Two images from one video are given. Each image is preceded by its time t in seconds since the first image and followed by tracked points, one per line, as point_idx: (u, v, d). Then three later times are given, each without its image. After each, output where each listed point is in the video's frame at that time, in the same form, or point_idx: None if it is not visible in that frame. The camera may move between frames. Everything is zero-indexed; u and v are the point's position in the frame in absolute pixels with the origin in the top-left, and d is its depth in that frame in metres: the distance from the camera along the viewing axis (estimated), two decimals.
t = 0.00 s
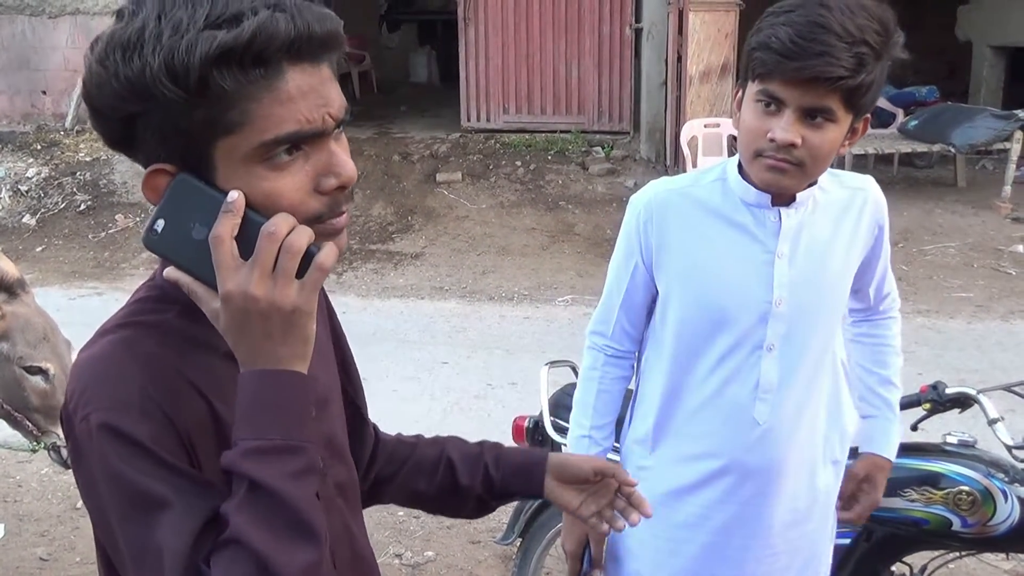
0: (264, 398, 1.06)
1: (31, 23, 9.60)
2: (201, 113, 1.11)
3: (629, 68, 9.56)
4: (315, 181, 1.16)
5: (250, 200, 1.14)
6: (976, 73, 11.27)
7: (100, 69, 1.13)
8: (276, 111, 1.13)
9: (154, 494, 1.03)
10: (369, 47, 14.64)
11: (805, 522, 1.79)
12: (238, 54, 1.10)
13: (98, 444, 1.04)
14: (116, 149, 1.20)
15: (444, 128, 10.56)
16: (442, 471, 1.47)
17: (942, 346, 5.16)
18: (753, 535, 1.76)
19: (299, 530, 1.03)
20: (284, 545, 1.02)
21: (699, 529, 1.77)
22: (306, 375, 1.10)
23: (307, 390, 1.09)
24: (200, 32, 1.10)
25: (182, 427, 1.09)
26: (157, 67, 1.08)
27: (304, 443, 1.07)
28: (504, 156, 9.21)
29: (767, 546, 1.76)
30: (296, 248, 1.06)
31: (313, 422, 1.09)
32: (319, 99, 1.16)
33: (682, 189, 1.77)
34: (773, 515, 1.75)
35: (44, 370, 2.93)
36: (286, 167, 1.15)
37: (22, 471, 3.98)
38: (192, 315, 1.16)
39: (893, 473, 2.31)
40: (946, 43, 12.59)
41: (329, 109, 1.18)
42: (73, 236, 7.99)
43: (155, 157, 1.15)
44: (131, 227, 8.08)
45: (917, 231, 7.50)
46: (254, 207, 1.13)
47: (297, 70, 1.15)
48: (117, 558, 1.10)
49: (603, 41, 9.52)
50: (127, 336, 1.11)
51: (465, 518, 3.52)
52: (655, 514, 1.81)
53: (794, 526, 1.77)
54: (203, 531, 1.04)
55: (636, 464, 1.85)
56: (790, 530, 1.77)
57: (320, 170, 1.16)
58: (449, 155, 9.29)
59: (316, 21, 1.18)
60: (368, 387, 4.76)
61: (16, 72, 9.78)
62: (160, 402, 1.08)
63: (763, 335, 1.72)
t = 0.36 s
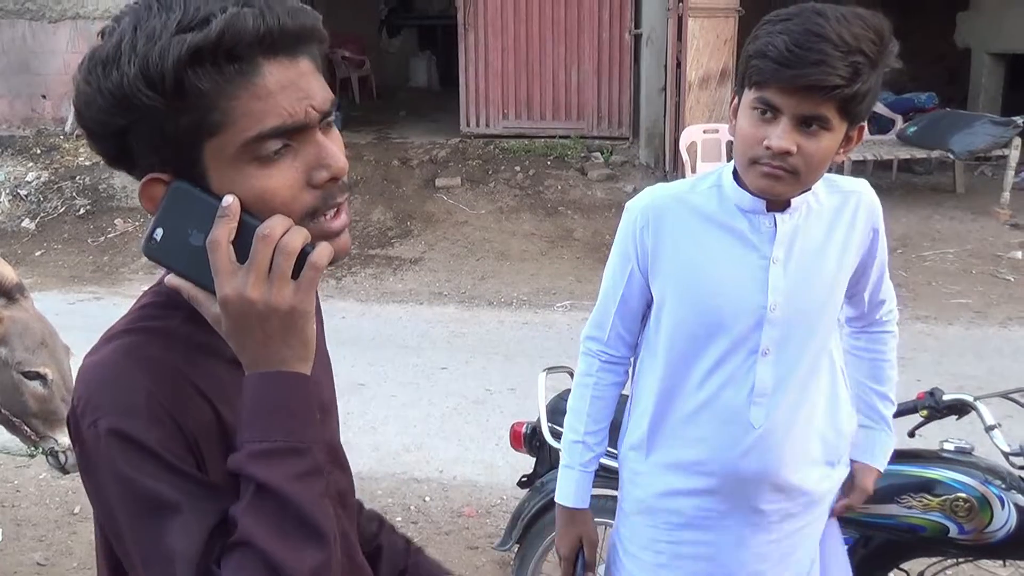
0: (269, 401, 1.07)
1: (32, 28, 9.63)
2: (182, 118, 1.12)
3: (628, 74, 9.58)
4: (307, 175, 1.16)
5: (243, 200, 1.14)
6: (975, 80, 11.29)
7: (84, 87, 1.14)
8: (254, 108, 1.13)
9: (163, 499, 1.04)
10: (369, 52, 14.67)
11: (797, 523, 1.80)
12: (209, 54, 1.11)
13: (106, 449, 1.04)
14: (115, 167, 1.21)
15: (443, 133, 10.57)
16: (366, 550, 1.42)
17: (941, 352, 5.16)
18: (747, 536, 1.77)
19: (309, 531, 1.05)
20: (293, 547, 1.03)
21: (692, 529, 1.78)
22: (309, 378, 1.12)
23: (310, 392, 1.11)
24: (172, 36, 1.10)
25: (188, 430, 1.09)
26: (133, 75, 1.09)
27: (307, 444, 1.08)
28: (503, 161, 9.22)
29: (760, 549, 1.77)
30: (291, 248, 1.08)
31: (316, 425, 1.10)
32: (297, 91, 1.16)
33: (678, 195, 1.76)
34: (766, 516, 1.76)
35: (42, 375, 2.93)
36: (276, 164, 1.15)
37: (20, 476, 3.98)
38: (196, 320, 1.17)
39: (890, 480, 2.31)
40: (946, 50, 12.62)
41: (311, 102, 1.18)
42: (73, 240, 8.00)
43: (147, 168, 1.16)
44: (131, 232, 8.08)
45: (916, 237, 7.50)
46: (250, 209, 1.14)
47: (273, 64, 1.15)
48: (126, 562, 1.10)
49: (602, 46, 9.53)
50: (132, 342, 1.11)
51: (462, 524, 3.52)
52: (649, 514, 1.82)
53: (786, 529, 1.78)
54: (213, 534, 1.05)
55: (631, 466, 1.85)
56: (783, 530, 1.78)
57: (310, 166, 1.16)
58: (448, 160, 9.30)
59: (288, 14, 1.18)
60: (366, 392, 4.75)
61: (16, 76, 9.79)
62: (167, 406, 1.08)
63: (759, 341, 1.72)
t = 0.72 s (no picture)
0: (269, 412, 1.08)
1: (33, 32, 9.66)
2: (193, 126, 1.12)
3: (628, 80, 9.60)
4: (312, 192, 1.16)
5: (246, 211, 1.14)
6: (975, 88, 11.32)
7: (95, 86, 1.14)
8: (266, 121, 1.13)
9: (160, 509, 1.04)
10: (370, 57, 14.71)
11: (787, 529, 1.80)
12: (226, 65, 1.11)
13: (101, 458, 1.04)
14: (116, 167, 1.21)
15: (443, 138, 10.59)
16: None
17: (940, 359, 5.16)
18: (736, 539, 1.77)
19: (306, 543, 1.05)
20: (293, 559, 1.04)
21: (681, 530, 1.78)
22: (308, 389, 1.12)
23: (308, 403, 1.11)
24: (190, 44, 1.10)
25: (183, 438, 1.09)
26: (148, 81, 1.09)
27: (307, 454, 1.08)
28: (503, 166, 9.24)
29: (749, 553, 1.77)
30: (291, 261, 1.08)
31: (314, 435, 1.10)
32: (310, 108, 1.16)
33: (677, 199, 1.77)
34: (755, 519, 1.76)
35: (40, 380, 2.93)
36: (283, 178, 1.15)
37: (17, 480, 3.98)
38: (190, 327, 1.16)
39: (888, 486, 2.31)
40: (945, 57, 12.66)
41: (323, 119, 1.18)
42: (72, 244, 8.00)
43: (152, 172, 1.16)
44: (130, 236, 8.08)
45: (916, 244, 7.50)
46: (253, 220, 1.14)
47: (288, 80, 1.15)
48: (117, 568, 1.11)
49: (602, 52, 9.56)
50: (127, 349, 1.11)
51: (460, 530, 3.51)
52: (640, 514, 1.82)
53: (775, 534, 1.79)
54: (212, 542, 1.06)
55: (624, 465, 1.85)
56: (772, 535, 1.78)
57: (317, 182, 1.16)
58: (448, 165, 9.31)
59: (307, 30, 1.18)
60: (364, 397, 4.75)
61: (17, 80, 9.80)
62: (163, 414, 1.08)
63: (754, 346, 1.72)
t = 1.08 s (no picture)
0: (252, 433, 1.09)
1: (31, 36, 9.67)
2: (237, 153, 1.11)
3: (627, 86, 9.60)
4: (323, 231, 1.16)
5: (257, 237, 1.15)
6: (972, 95, 11.34)
7: (134, 83, 1.10)
8: (305, 161, 1.13)
9: (127, 526, 1.04)
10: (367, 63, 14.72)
11: (787, 537, 1.79)
12: (282, 102, 1.10)
13: (70, 471, 1.03)
14: (119, 154, 1.18)
15: (441, 143, 10.59)
16: None
17: (938, 366, 5.16)
18: (733, 544, 1.76)
19: (278, 566, 1.07)
20: None
21: (677, 535, 1.78)
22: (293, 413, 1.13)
23: (292, 428, 1.12)
24: (251, 71, 1.09)
25: (154, 451, 1.09)
26: (201, 99, 1.07)
27: (288, 479, 1.10)
28: (500, 172, 9.24)
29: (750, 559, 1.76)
30: (297, 293, 1.11)
31: (294, 459, 1.12)
32: (346, 155, 1.17)
33: (671, 206, 1.77)
34: (753, 523, 1.75)
35: (36, 384, 2.91)
36: (303, 217, 1.15)
37: (13, 484, 3.96)
38: (163, 334, 1.16)
39: (886, 493, 2.31)
40: (942, 64, 12.68)
41: (353, 166, 1.18)
42: (69, 248, 7.99)
43: (165, 178, 1.14)
44: (127, 240, 8.08)
45: (913, 251, 7.51)
46: (262, 247, 1.14)
47: (334, 124, 1.15)
48: None
49: (600, 59, 9.57)
50: (99, 357, 1.10)
51: (458, 535, 3.51)
52: (636, 520, 1.82)
53: (776, 540, 1.78)
54: (178, 560, 1.06)
55: (621, 471, 1.86)
56: (771, 539, 1.77)
57: (329, 224, 1.16)
58: (446, 171, 9.31)
59: (361, 76, 1.18)
60: (361, 402, 4.74)
61: (15, 84, 9.80)
62: (136, 428, 1.08)
63: (750, 352, 1.72)
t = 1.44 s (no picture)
0: (210, 467, 1.06)
1: (28, 41, 9.67)
2: (224, 177, 1.10)
3: (624, 91, 9.61)
4: (310, 265, 1.14)
5: (242, 266, 1.12)
6: (968, 100, 11.38)
7: (132, 100, 1.11)
8: (292, 189, 1.11)
9: (73, 543, 1.02)
10: (364, 67, 14.73)
11: (784, 542, 1.78)
12: (274, 131, 1.09)
13: (25, 479, 1.02)
14: (120, 167, 1.19)
15: (438, 148, 10.59)
16: None
17: (934, 371, 5.17)
18: (731, 550, 1.76)
19: None
20: None
21: (674, 542, 1.77)
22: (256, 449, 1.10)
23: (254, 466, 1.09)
24: (248, 97, 1.08)
25: (115, 463, 1.07)
26: (193, 121, 1.07)
27: (243, 520, 1.07)
28: (497, 176, 9.25)
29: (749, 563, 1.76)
30: (276, 331, 1.09)
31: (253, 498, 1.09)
32: (338, 187, 1.14)
33: (664, 210, 1.77)
34: (750, 529, 1.75)
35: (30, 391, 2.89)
36: (291, 248, 1.13)
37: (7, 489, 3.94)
38: (137, 342, 1.14)
39: (882, 498, 2.30)
40: (938, 70, 12.72)
41: (347, 200, 1.15)
42: (65, 253, 7.97)
43: (157, 193, 1.13)
44: (124, 245, 8.07)
45: (909, 256, 7.52)
46: (245, 275, 1.12)
47: (331, 158, 1.13)
48: None
49: (597, 63, 9.58)
50: (70, 361, 1.09)
51: (454, 540, 3.50)
52: (634, 526, 1.81)
53: (775, 544, 1.77)
54: None
55: (618, 477, 1.85)
56: (769, 545, 1.77)
57: (317, 257, 1.14)
58: (443, 175, 9.31)
59: (364, 109, 1.16)
60: (357, 407, 4.73)
61: (12, 89, 9.79)
62: (97, 441, 1.06)
63: (743, 355, 1.72)
